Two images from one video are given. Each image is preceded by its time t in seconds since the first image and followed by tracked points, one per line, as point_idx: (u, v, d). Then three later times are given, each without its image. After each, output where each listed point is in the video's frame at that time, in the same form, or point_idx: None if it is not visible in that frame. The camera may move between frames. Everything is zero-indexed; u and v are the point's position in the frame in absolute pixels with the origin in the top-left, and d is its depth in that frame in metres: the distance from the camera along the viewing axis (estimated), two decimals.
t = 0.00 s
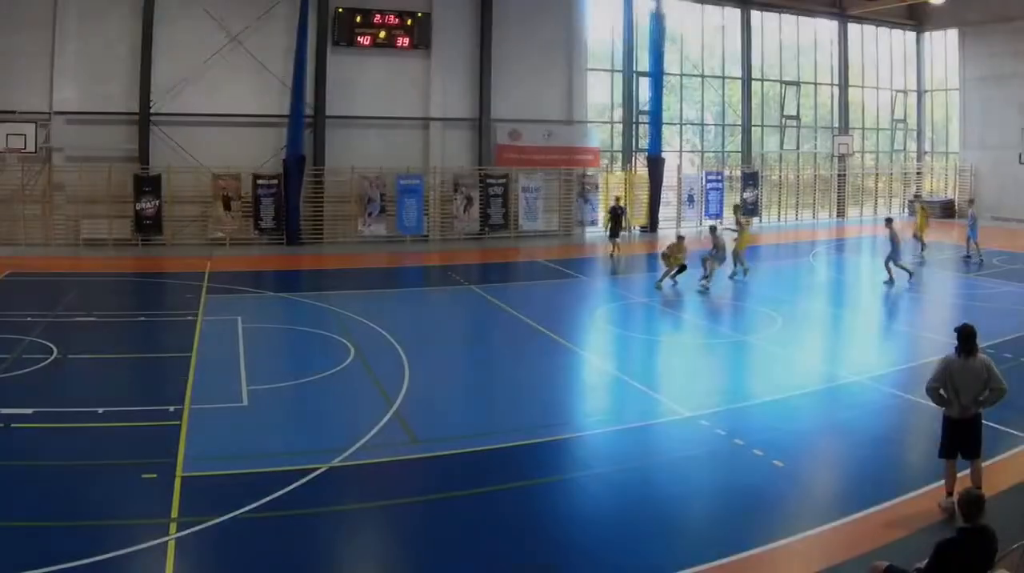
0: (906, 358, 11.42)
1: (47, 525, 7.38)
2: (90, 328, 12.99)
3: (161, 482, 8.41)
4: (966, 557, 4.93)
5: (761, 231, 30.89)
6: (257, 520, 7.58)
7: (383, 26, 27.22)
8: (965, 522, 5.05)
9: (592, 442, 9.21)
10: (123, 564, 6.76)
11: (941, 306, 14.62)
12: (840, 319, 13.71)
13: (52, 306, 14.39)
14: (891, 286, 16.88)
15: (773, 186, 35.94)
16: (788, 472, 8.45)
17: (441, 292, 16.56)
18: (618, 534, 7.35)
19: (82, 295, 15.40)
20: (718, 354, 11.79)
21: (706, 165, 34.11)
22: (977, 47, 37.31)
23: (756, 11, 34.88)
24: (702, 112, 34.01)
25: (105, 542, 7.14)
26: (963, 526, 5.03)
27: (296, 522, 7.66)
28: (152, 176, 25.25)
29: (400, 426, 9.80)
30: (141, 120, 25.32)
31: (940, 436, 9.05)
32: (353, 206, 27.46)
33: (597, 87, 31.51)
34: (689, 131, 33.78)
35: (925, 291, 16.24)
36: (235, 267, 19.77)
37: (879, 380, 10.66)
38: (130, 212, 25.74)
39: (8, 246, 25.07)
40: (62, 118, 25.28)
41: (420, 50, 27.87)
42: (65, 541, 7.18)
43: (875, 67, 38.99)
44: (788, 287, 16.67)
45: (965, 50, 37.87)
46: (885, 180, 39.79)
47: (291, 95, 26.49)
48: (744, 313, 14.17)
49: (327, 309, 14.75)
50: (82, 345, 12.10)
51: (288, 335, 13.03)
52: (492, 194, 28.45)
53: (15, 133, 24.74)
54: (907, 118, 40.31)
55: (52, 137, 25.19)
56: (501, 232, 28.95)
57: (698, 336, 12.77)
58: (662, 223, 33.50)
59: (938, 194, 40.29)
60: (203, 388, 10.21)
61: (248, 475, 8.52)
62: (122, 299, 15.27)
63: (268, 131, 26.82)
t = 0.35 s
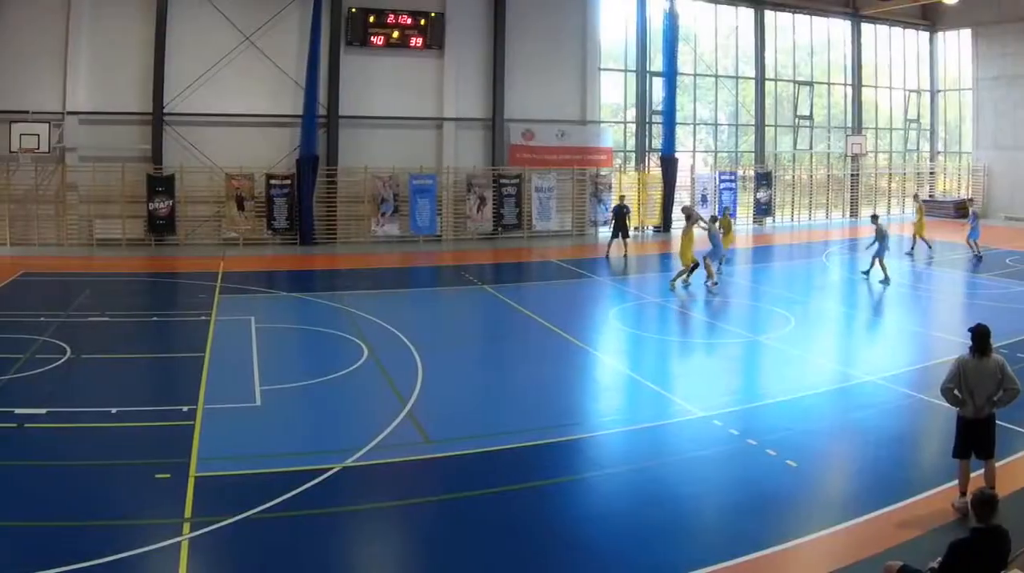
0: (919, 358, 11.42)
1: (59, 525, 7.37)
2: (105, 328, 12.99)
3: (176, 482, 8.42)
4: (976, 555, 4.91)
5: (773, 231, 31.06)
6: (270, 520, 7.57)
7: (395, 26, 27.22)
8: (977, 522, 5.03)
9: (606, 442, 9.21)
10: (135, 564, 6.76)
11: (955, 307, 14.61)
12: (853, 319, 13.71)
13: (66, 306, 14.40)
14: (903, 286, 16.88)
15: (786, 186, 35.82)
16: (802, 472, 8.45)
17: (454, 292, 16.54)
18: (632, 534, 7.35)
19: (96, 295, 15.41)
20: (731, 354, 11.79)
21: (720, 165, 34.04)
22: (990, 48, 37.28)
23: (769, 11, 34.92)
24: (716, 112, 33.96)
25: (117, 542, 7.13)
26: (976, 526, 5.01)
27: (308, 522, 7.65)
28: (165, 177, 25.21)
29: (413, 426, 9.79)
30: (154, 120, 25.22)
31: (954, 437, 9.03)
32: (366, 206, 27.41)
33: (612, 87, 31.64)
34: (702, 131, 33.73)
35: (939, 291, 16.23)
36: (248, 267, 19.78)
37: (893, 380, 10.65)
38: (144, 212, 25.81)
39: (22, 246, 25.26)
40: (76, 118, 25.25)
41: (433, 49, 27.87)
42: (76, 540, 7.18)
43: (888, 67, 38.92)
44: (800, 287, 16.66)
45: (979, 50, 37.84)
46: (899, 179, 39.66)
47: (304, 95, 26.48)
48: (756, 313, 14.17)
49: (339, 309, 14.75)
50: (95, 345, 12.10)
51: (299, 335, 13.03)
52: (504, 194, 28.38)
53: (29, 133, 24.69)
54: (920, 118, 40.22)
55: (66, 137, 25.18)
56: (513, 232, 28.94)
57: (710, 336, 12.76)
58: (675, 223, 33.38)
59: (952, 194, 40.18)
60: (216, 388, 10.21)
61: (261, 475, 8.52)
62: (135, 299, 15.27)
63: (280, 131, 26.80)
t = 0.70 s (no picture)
0: (932, 358, 11.41)
1: (72, 525, 7.37)
2: (117, 328, 12.99)
3: (189, 482, 8.40)
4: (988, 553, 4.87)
5: (787, 231, 31.01)
6: (284, 520, 7.56)
7: (409, 26, 27.21)
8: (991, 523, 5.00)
9: (619, 442, 9.21)
10: (148, 564, 6.76)
11: (969, 307, 14.59)
12: (866, 319, 13.70)
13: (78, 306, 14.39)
14: (917, 286, 16.86)
15: (799, 186, 35.78)
16: (815, 472, 8.44)
17: (468, 292, 16.55)
18: (646, 534, 7.34)
19: (109, 295, 15.41)
20: (744, 354, 11.79)
21: (733, 165, 34.05)
22: (1004, 48, 37.26)
23: (782, 11, 34.92)
24: (729, 112, 33.98)
25: (131, 543, 7.13)
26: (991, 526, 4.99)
27: (320, 522, 7.64)
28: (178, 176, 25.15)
29: (427, 425, 9.79)
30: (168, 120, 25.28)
31: (968, 437, 9.01)
32: (379, 205, 27.42)
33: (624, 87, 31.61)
34: (716, 131, 33.69)
35: (953, 291, 16.20)
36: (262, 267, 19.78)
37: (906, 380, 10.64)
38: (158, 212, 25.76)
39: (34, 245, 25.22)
40: (89, 118, 25.22)
41: (447, 50, 27.85)
42: (89, 540, 7.18)
43: (901, 67, 38.89)
44: (814, 287, 16.66)
45: (992, 51, 37.83)
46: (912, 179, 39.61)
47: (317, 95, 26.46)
48: (768, 313, 14.17)
49: (352, 309, 14.75)
50: (107, 345, 12.10)
51: (311, 335, 13.03)
52: (518, 194, 28.30)
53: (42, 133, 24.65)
54: (933, 118, 40.16)
55: (80, 137, 25.18)
56: (527, 232, 28.88)
57: (722, 336, 12.75)
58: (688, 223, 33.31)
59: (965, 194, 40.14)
60: (230, 388, 10.21)
61: (276, 475, 8.51)
62: (149, 299, 15.26)
63: (294, 132, 26.80)
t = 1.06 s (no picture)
0: (944, 359, 11.40)
1: (86, 525, 7.36)
2: (130, 329, 12.98)
3: (202, 482, 8.41)
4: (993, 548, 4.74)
5: (800, 231, 31.06)
6: (298, 520, 7.56)
7: (423, 26, 27.20)
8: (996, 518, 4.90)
9: (633, 442, 9.21)
10: (162, 564, 6.76)
11: (982, 307, 14.60)
12: (878, 319, 13.71)
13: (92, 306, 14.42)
14: (931, 286, 16.87)
15: (812, 186, 35.74)
16: (829, 473, 8.44)
17: (482, 292, 16.55)
18: (658, 534, 7.35)
19: (122, 295, 15.42)
20: (758, 354, 11.79)
21: (746, 165, 34.03)
22: (1018, 48, 37.20)
23: (795, 11, 34.86)
24: (742, 111, 33.93)
25: (145, 543, 7.13)
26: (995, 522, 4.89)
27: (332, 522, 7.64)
28: (191, 176, 25.12)
29: (440, 425, 9.79)
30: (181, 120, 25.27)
31: (980, 437, 9.01)
32: (393, 205, 27.43)
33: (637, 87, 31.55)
34: (730, 131, 33.64)
35: (968, 291, 16.21)
36: (276, 267, 19.78)
37: (919, 380, 10.64)
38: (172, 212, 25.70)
39: (47, 245, 25.23)
40: (102, 118, 25.26)
41: (460, 50, 27.84)
42: (101, 540, 7.17)
43: (915, 66, 38.81)
44: (828, 287, 16.67)
45: (1006, 51, 37.77)
46: (925, 179, 39.61)
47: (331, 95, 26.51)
48: (781, 313, 14.18)
49: (365, 309, 14.76)
50: (120, 345, 12.10)
51: (322, 335, 13.03)
52: (532, 193, 28.29)
53: (56, 133, 24.56)
54: (947, 118, 40.10)
55: (93, 137, 25.20)
56: (540, 232, 28.89)
57: (735, 337, 12.74)
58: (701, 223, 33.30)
59: (978, 194, 40.12)
60: (244, 388, 10.21)
61: (289, 475, 8.52)
62: (162, 299, 15.27)
63: (308, 132, 26.78)
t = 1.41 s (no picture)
0: (958, 359, 11.40)
1: (102, 525, 7.37)
2: (145, 329, 12.99)
3: (217, 482, 8.42)
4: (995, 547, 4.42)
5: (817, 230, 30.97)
6: (310, 520, 7.56)
7: (437, 27, 27.20)
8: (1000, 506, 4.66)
9: (648, 442, 9.21)
10: (177, 564, 6.76)
11: (998, 307, 14.59)
12: (892, 319, 13.70)
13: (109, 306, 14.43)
14: (947, 286, 16.85)
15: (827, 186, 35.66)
16: (844, 473, 8.44)
17: (496, 292, 16.54)
18: (674, 533, 7.36)
19: (138, 295, 15.44)
20: (773, 354, 11.79)
21: (761, 165, 33.98)
22: None
23: (809, 11, 34.78)
24: (756, 111, 33.85)
25: (160, 542, 7.13)
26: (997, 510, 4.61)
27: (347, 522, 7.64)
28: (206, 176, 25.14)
29: (455, 424, 9.79)
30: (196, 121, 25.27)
31: (996, 437, 9.00)
32: (408, 205, 27.40)
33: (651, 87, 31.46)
34: (744, 131, 33.55)
35: (983, 292, 16.19)
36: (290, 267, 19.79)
37: (934, 380, 10.63)
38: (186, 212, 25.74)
39: (61, 246, 25.11)
40: (117, 118, 25.28)
41: (475, 50, 27.85)
42: (115, 540, 7.17)
43: (929, 67, 38.72)
44: (843, 287, 16.67)
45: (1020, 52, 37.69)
46: (939, 178, 39.55)
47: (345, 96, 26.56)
48: (794, 313, 14.17)
49: (380, 309, 14.75)
50: (134, 345, 12.11)
51: (335, 334, 13.03)
52: (547, 193, 28.25)
53: (71, 133, 24.63)
54: (961, 119, 40.06)
55: (108, 137, 25.21)
56: (555, 232, 28.88)
57: (748, 337, 12.74)
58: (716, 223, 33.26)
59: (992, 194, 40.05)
60: (259, 389, 10.21)
61: (302, 475, 8.53)
62: (176, 299, 15.27)
63: (323, 131, 26.79)
